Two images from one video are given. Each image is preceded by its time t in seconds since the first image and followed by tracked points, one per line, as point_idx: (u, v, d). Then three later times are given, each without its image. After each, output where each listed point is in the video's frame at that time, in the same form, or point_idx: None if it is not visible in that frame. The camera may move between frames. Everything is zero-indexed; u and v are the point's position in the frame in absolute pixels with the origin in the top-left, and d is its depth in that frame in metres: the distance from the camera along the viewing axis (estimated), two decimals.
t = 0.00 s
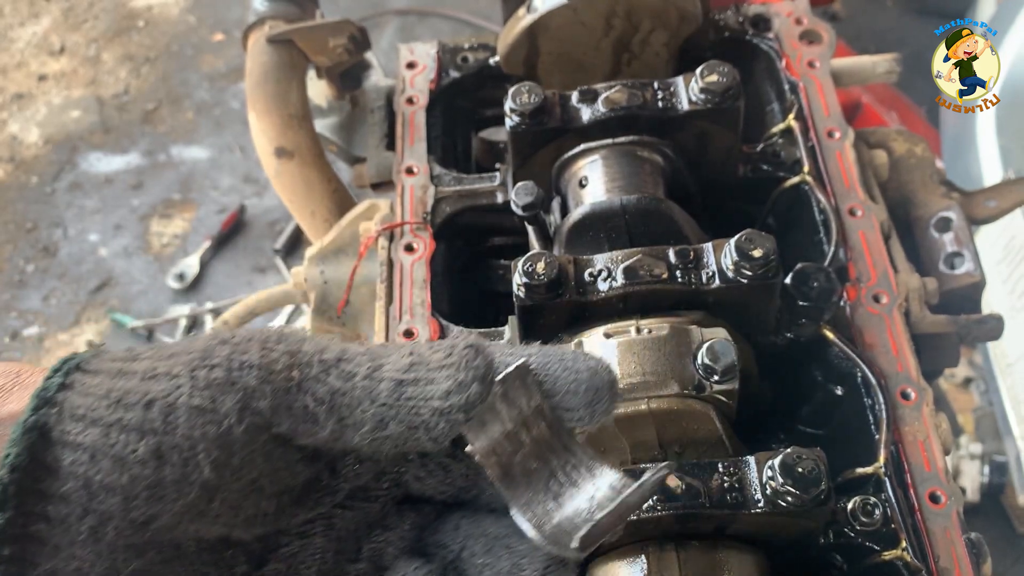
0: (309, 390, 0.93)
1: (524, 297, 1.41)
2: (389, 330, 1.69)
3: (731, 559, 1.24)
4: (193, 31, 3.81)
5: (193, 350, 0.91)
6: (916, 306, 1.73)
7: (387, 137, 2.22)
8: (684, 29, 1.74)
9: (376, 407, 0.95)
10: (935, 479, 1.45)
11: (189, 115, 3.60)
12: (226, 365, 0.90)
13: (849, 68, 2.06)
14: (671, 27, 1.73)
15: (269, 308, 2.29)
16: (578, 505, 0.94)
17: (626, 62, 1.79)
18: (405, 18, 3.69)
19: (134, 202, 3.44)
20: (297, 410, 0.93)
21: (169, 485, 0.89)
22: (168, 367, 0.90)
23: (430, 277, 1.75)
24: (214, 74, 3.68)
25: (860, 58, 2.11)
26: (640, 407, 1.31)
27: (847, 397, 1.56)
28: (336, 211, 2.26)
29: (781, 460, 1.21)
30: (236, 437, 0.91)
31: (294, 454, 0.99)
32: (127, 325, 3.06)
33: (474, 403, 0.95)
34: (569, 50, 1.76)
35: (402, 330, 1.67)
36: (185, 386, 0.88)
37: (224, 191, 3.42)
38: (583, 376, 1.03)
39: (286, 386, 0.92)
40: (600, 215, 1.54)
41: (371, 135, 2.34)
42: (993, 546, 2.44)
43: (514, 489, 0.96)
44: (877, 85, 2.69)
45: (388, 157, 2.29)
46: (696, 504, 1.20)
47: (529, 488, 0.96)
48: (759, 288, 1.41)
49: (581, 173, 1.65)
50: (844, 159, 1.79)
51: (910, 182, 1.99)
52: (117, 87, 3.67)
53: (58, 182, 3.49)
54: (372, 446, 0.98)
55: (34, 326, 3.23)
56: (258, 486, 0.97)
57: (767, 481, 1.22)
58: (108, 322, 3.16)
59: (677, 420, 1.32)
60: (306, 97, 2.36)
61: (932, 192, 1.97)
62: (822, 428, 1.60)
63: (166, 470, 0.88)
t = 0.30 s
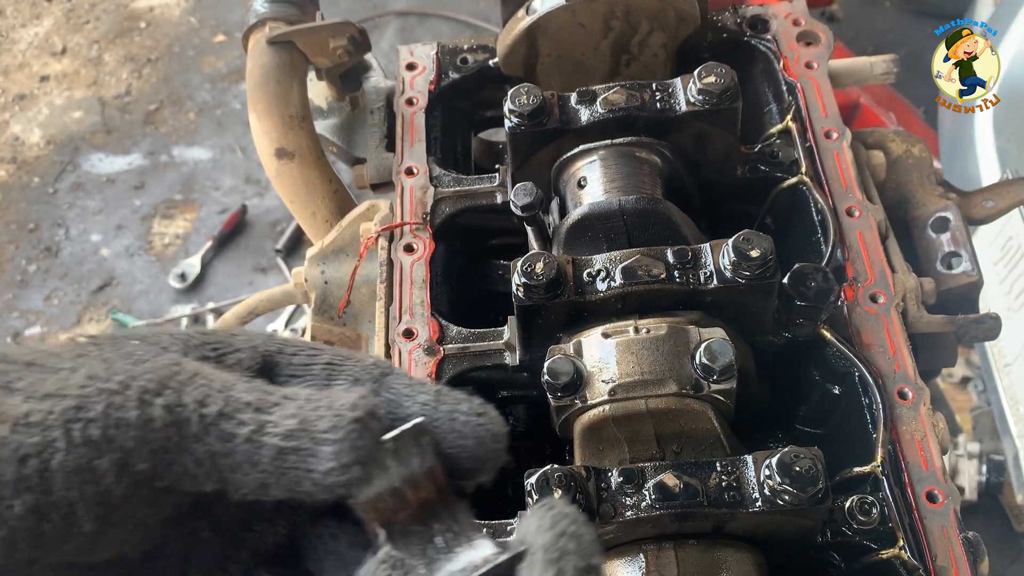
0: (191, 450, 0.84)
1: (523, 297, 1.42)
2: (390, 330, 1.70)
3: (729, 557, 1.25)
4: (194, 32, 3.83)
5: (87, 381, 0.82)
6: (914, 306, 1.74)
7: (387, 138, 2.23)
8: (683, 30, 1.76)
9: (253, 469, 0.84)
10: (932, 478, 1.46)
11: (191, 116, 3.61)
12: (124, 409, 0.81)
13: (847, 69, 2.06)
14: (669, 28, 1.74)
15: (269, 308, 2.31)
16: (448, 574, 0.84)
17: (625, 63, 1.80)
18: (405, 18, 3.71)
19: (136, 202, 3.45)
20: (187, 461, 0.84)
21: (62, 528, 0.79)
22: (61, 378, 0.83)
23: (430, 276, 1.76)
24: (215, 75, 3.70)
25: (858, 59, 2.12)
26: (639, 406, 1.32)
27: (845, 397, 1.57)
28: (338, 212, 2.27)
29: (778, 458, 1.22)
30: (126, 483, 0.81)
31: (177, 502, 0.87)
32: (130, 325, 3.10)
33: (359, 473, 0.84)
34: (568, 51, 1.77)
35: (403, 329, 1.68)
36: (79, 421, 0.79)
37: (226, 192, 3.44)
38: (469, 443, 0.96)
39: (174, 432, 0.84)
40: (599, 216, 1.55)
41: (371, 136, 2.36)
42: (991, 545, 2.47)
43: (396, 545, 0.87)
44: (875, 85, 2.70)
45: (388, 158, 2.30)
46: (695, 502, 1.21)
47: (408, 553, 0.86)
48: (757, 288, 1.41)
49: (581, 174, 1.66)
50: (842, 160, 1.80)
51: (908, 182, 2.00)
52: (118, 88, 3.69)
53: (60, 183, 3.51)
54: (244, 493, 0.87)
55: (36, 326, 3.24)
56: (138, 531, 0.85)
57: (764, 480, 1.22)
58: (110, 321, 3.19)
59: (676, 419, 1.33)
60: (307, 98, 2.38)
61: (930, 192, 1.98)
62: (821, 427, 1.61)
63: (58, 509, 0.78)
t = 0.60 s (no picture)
0: (225, 351, 1.09)
1: (523, 297, 1.42)
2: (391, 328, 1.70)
3: (730, 557, 1.25)
4: (194, 33, 3.83)
5: (134, 305, 1.06)
6: (914, 306, 1.74)
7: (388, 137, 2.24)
8: (683, 30, 1.76)
9: (275, 362, 1.13)
10: (932, 477, 1.46)
11: (191, 116, 3.61)
12: (170, 319, 1.06)
13: (847, 69, 2.07)
14: (670, 29, 1.74)
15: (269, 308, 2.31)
16: None
17: (626, 63, 1.80)
18: (406, 19, 3.71)
19: (137, 202, 3.45)
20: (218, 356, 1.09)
21: (132, 410, 1.03)
22: (108, 304, 1.05)
23: (430, 276, 1.76)
24: (216, 75, 3.71)
25: (858, 59, 2.12)
26: (639, 406, 1.32)
27: (845, 396, 1.58)
28: (339, 212, 2.28)
29: (779, 458, 1.22)
30: (171, 374, 1.05)
31: (205, 396, 1.10)
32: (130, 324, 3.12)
33: None
34: (569, 51, 1.77)
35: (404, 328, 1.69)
36: (143, 331, 1.03)
37: (226, 192, 3.44)
38: (397, 357, 1.21)
39: (212, 346, 1.08)
40: (599, 216, 1.55)
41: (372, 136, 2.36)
42: (992, 545, 2.47)
43: None
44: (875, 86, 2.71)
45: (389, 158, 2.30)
46: (695, 502, 1.21)
47: None
48: (757, 288, 1.42)
49: (581, 174, 1.67)
50: (842, 160, 1.80)
51: (909, 183, 2.00)
52: (119, 88, 3.69)
53: (61, 183, 3.51)
54: (259, 381, 1.14)
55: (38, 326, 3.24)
56: (173, 415, 1.07)
57: (765, 480, 1.22)
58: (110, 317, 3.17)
59: (677, 419, 1.33)
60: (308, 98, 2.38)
61: (930, 193, 1.98)
62: (820, 428, 1.61)
63: (130, 393, 1.02)
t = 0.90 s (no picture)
0: (458, 177, 1.37)
1: (523, 297, 1.43)
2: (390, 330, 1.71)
3: (730, 557, 1.26)
4: (194, 33, 3.84)
5: (377, 152, 1.33)
6: (914, 306, 1.74)
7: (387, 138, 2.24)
8: (682, 30, 1.76)
9: (481, 206, 1.38)
10: (932, 477, 1.46)
11: (191, 116, 3.62)
12: (412, 163, 1.34)
13: (847, 69, 2.07)
14: (669, 29, 1.75)
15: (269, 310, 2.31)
16: None
17: (625, 64, 1.80)
18: (405, 19, 3.71)
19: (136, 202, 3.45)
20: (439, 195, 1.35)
21: (388, 231, 1.30)
22: (363, 149, 1.33)
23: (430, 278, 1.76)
24: (216, 76, 3.71)
25: (858, 58, 2.12)
26: (638, 406, 1.32)
27: (844, 397, 1.58)
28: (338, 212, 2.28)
29: (778, 458, 1.22)
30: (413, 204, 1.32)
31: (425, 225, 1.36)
32: (129, 325, 3.15)
33: None
34: (568, 51, 1.77)
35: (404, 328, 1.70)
36: (395, 170, 1.31)
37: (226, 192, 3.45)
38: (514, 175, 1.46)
39: (447, 178, 1.36)
40: (599, 215, 1.55)
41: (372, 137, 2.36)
42: (991, 544, 2.48)
43: None
44: (875, 86, 2.71)
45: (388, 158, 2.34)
46: (695, 502, 1.21)
47: None
48: (757, 288, 1.42)
49: (581, 174, 1.66)
50: (842, 160, 1.80)
51: (908, 182, 2.00)
52: (119, 88, 3.69)
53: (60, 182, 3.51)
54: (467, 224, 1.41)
55: (37, 326, 3.33)
56: (409, 234, 1.33)
57: (764, 480, 1.23)
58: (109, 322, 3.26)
59: (676, 419, 1.33)
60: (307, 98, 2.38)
61: (930, 192, 1.98)
62: (819, 428, 1.61)
63: (391, 215, 1.29)
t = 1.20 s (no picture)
0: (485, 169, 1.46)
1: (523, 297, 1.42)
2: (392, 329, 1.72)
3: (730, 557, 1.26)
4: (195, 33, 3.85)
5: (413, 142, 1.42)
6: (914, 306, 1.74)
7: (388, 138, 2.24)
8: (683, 30, 1.76)
9: (509, 198, 1.49)
10: (932, 477, 1.46)
11: (191, 116, 3.62)
12: (445, 154, 1.42)
13: (847, 69, 2.07)
14: (670, 29, 1.75)
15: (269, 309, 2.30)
16: None
17: (625, 64, 1.80)
18: (405, 19, 3.71)
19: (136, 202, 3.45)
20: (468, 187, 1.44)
21: (415, 218, 1.39)
22: (400, 139, 1.42)
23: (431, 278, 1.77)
24: (216, 76, 3.72)
25: (858, 58, 2.12)
26: (639, 406, 1.32)
27: (844, 396, 1.58)
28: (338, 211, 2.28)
29: (778, 458, 1.22)
30: (443, 194, 1.41)
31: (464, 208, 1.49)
32: (129, 325, 3.16)
33: None
34: (569, 51, 1.77)
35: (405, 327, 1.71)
36: (428, 160, 1.40)
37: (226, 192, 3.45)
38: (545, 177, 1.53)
39: (476, 169, 1.45)
40: (600, 215, 1.55)
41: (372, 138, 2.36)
42: (991, 544, 2.48)
43: None
44: (875, 86, 2.71)
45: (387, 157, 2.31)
46: (695, 502, 1.21)
47: None
48: (757, 288, 1.42)
49: (581, 174, 1.66)
50: (842, 160, 1.80)
51: (909, 182, 2.00)
52: (119, 88, 3.69)
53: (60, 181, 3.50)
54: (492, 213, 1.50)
55: (37, 326, 3.34)
56: (438, 218, 1.43)
57: (765, 480, 1.23)
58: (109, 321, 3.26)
59: (677, 419, 1.33)
60: (307, 98, 2.38)
61: (930, 192, 1.98)
62: (819, 428, 1.61)
63: (419, 202, 1.39)
